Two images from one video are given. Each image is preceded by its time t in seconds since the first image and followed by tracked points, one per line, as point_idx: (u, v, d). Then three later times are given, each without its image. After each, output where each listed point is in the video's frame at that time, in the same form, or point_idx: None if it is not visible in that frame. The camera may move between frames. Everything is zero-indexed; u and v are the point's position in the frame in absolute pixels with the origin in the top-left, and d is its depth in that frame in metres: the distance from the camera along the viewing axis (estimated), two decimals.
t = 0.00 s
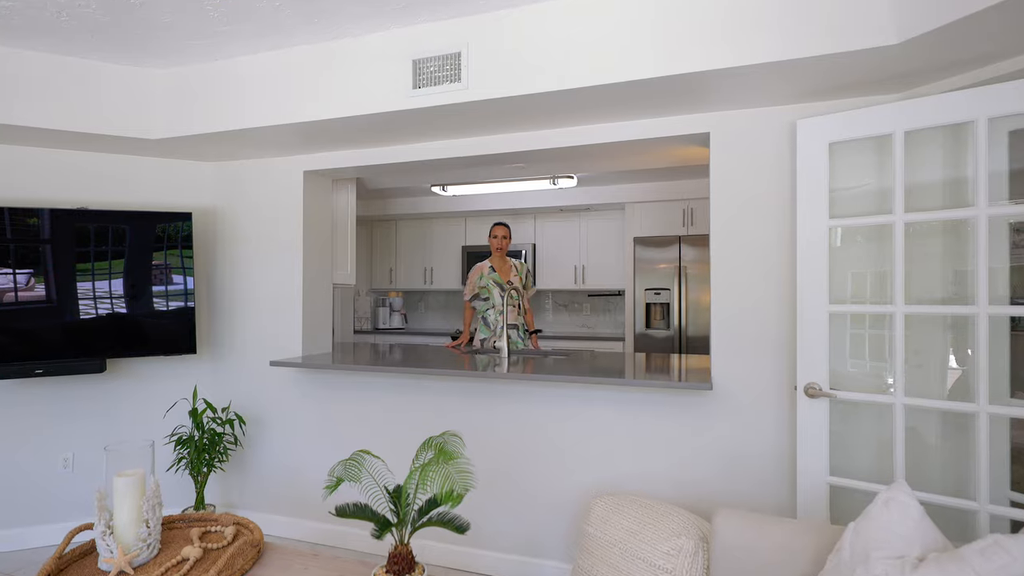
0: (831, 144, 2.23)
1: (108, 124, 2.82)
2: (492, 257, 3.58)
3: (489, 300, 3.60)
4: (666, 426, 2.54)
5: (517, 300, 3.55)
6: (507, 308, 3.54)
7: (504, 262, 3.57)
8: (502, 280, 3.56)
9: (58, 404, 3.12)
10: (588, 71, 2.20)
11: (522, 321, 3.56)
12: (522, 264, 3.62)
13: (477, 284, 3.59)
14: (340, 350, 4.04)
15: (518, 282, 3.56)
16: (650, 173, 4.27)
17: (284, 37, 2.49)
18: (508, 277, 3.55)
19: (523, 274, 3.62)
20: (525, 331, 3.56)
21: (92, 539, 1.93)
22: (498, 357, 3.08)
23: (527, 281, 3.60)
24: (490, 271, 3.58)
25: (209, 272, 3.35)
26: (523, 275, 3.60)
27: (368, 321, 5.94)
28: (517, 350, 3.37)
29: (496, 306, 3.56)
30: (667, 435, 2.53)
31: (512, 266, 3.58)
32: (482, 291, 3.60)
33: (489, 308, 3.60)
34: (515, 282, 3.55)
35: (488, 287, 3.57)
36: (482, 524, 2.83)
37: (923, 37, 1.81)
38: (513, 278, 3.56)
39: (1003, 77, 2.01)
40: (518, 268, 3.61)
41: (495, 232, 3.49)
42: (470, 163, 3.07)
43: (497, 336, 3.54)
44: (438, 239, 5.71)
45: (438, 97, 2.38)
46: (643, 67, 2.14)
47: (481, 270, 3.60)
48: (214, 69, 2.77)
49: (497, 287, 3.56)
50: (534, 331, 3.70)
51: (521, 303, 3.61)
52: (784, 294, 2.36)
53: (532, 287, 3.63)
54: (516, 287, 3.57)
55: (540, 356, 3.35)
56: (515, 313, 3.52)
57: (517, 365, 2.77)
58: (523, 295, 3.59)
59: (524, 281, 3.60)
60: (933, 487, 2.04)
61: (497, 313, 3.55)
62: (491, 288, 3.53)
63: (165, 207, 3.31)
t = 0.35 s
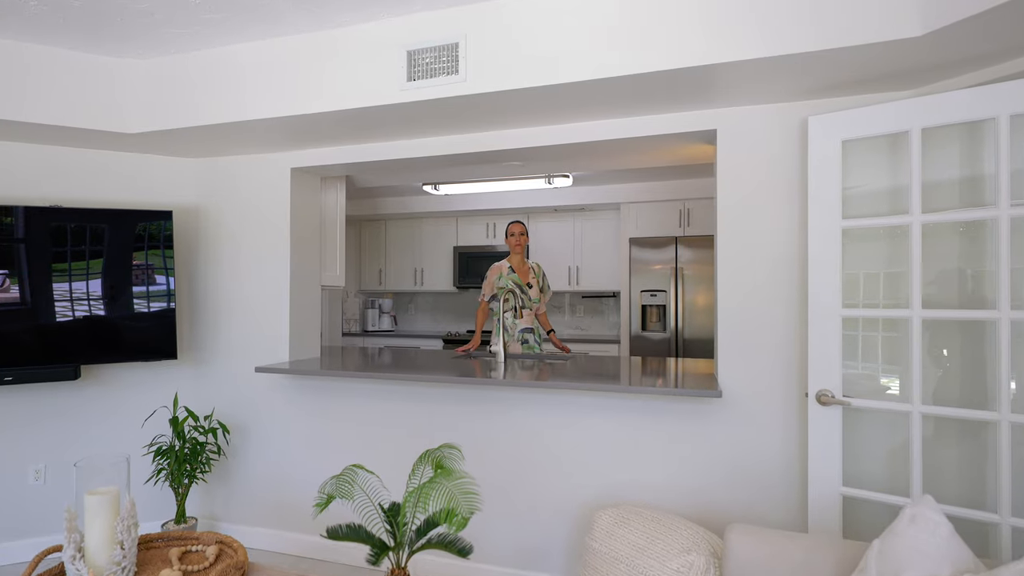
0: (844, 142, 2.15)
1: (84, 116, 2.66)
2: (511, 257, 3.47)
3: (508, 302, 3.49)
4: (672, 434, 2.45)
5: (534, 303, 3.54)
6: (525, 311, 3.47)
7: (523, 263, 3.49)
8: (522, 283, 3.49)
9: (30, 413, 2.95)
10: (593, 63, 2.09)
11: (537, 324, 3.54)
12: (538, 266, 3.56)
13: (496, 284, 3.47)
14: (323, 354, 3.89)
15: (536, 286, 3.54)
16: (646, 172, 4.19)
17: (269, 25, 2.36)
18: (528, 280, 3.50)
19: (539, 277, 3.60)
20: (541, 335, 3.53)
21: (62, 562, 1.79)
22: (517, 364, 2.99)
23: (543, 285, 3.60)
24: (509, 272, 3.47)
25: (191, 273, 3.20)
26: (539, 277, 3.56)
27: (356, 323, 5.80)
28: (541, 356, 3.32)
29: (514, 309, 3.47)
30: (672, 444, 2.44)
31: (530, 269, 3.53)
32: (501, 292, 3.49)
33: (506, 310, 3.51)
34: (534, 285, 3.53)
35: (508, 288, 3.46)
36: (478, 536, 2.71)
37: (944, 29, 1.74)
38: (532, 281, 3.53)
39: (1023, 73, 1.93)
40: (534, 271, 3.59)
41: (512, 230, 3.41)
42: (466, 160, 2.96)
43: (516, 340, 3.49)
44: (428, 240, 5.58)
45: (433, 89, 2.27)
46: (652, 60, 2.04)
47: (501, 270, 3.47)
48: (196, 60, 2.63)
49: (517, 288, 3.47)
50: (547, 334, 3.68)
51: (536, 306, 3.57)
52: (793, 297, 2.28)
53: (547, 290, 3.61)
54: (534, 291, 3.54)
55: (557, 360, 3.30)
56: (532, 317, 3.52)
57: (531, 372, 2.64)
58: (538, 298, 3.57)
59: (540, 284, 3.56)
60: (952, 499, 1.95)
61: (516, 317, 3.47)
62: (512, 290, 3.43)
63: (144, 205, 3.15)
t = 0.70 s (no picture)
0: (853, 140, 2.07)
1: (50, 108, 2.49)
2: (511, 260, 3.37)
3: (508, 306, 3.40)
4: (674, 443, 2.35)
5: (535, 307, 3.44)
6: (526, 316, 3.37)
7: (522, 266, 3.39)
8: (522, 286, 3.39)
9: None
10: (594, 55, 1.99)
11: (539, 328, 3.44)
12: (538, 270, 3.47)
13: (495, 288, 3.37)
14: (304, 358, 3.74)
15: (537, 290, 3.45)
16: (640, 171, 4.10)
17: (250, 12, 2.22)
18: (528, 284, 3.41)
19: (540, 282, 3.50)
20: (542, 340, 3.43)
21: None
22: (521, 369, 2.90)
23: (544, 289, 3.50)
24: (509, 275, 3.37)
25: (167, 274, 3.04)
26: (540, 281, 3.47)
27: (341, 325, 5.65)
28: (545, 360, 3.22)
29: (515, 314, 3.37)
30: (673, 453, 2.35)
31: (530, 272, 3.44)
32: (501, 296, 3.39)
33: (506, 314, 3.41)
34: (534, 290, 3.44)
35: (508, 292, 3.36)
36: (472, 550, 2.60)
37: (964, 21, 1.66)
38: (532, 285, 3.44)
39: None
40: (535, 275, 3.49)
41: (513, 234, 3.33)
42: (457, 157, 2.84)
43: (518, 344, 3.39)
44: (416, 240, 5.45)
45: (425, 81, 2.15)
46: (657, 51, 1.94)
47: (500, 272, 3.37)
48: (171, 49, 2.48)
49: (517, 292, 3.37)
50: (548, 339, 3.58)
51: (537, 310, 3.47)
52: (799, 300, 2.20)
53: (547, 294, 3.52)
54: (535, 295, 3.44)
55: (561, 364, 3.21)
56: (534, 320, 3.42)
57: (533, 378, 2.55)
58: (539, 303, 3.48)
59: (540, 288, 3.47)
60: (966, 509, 1.88)
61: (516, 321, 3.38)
62: (512, 294, 3.34)
63: (116, 204, 2.98)
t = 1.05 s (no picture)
0: (854, 137, 2.01)
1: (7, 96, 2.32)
2: (498, 263, 3.28)
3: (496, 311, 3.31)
4: (668, 448, 2.29)
5: (524, 309, 3.36)
6: (515, 319, 3.28)
7: (510, 269, 3.31)
8: (510, 290, 3.30)
9: None
10: (589, 46, 1.90)
11: (530, 331, 3.35)
12: (526, 271, 3.38)
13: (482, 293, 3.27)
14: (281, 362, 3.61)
15: (525, 291, 3.38)
16: (629, 170, 4.03)
17: None
18: (517, 286, 3.33)
19: (528, 283, 3.43)
20: (534, 343, 3.33)
21: None
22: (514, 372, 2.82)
23: (532, 290, 3.43)
24: (497, 279, 3.27)
25: (138, 275, 2.89)
26: (528, 282, 3.39)
27: (321, 327, 5.50)
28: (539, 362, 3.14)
29: (503, 318, 3.28)
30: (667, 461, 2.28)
31: (518, 274, 3.36)
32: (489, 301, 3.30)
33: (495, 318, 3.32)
34: (522, 292, 3.35)
35: (496, 296, 3.27)
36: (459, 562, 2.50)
37: (973, 14, 1.60)
38: (520, 287, 3.35)
39: None
40: (523, 277, 3.41)
41: (501, 235, 3.22)
42: (443, 154, 2.74)
43: (510, 348, 3.29)
44: (399, 240, 5.33)
45: (412, 72, 2.04)
46: (657, 42, 1.85)
47: (487, 277, 3.26)
48: (140, 36, 2.33)
49: (506, 296, 3.28)
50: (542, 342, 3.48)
51: (526, 313, 3.39)
52: (798, 303, 2.15)
53: (535, 295, 3.44)
54: (523, 297, 3.37)
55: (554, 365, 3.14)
56: (524, 323, 3.33)
57: (524, 382, 2.47)
58: (527, 305, 3.39)
59: (528, 289, 3.39)
60: (970, 518, 1.84)
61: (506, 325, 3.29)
62: (500, 298, 3.25)
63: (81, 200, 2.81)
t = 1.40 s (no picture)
0: (862, 131, 1.92)
1: None
2: (496, 262, 3.17)
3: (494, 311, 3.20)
4: (665, 457, 2.20)
5: (523, 311, 3.25)
6: (513, 322, 3.18)
7: (509, 268, 3.19)
8: (509, 290, 3.20)
9: None
10: (586, 31, 1.78)
11: (527, 334, 3.25)
12: (525, 271, 3.27)
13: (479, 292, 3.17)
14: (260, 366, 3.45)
15: (524, 292, 3.26)
16: (620, 167, 3.93)
17: None
18: (516, 286, 3.22)
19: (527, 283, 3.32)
20: (531, 346, 3.24)
21: None
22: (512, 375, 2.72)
23: (532, 291, 3.31)
24: (495, 278, 3.17)
25: (105, 275, 2.72)
26: (528, 283, 3.28)
27: (303, 329, 5.33)
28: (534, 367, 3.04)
29: (501, 319, 3.18)
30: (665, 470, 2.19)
31: (517, 274, 3.25)
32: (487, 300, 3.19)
33: (493, 319, 3.21)
34: (521, 293, 3.24)
35: (494, 296, 3.17)
36: None
37: None
38: (519, 287, 3.24)
39: None
40: (522, 276, 3.29)
41: (500, 233, 3.12)
42: (430, 148, 2.61)
43: (506, 352, 3.20)
44: (384, 238, 5.18)
45: (396, 58, 1.91)
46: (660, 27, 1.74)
47: (485, 276, 3.16)
48: (103, 18, 2.18)
49: (504, 296, 3.18)
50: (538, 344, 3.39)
51: (525, 314, 3.28)
52: (802, 306, 2.06)
53: (535, 296, 3.33)
54: (522, 298, 3.25)
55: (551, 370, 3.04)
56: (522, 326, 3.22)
57: (521, 387, 2.36)
58: (527, 306, 3.28)
59: (527, 290, 3.28)
60: (985, 532, 1.75)
61: (503, 327, 3.19)
62: (498, 299, 3.14)
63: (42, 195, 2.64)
